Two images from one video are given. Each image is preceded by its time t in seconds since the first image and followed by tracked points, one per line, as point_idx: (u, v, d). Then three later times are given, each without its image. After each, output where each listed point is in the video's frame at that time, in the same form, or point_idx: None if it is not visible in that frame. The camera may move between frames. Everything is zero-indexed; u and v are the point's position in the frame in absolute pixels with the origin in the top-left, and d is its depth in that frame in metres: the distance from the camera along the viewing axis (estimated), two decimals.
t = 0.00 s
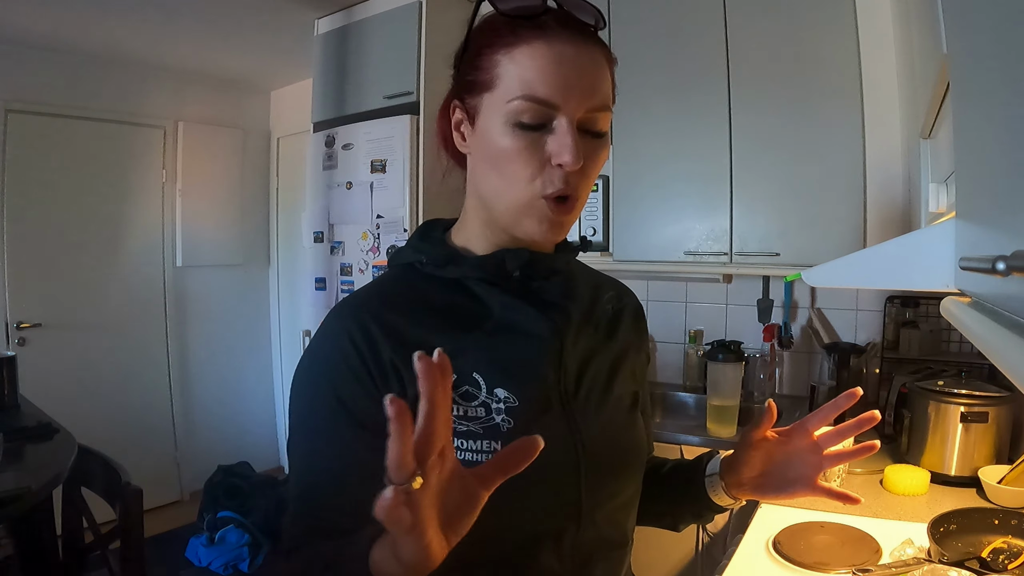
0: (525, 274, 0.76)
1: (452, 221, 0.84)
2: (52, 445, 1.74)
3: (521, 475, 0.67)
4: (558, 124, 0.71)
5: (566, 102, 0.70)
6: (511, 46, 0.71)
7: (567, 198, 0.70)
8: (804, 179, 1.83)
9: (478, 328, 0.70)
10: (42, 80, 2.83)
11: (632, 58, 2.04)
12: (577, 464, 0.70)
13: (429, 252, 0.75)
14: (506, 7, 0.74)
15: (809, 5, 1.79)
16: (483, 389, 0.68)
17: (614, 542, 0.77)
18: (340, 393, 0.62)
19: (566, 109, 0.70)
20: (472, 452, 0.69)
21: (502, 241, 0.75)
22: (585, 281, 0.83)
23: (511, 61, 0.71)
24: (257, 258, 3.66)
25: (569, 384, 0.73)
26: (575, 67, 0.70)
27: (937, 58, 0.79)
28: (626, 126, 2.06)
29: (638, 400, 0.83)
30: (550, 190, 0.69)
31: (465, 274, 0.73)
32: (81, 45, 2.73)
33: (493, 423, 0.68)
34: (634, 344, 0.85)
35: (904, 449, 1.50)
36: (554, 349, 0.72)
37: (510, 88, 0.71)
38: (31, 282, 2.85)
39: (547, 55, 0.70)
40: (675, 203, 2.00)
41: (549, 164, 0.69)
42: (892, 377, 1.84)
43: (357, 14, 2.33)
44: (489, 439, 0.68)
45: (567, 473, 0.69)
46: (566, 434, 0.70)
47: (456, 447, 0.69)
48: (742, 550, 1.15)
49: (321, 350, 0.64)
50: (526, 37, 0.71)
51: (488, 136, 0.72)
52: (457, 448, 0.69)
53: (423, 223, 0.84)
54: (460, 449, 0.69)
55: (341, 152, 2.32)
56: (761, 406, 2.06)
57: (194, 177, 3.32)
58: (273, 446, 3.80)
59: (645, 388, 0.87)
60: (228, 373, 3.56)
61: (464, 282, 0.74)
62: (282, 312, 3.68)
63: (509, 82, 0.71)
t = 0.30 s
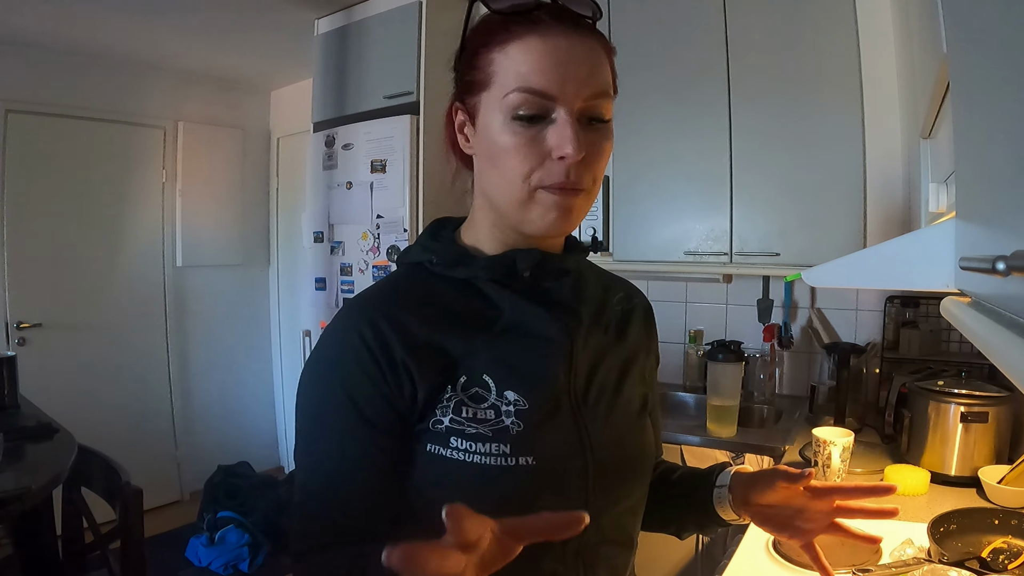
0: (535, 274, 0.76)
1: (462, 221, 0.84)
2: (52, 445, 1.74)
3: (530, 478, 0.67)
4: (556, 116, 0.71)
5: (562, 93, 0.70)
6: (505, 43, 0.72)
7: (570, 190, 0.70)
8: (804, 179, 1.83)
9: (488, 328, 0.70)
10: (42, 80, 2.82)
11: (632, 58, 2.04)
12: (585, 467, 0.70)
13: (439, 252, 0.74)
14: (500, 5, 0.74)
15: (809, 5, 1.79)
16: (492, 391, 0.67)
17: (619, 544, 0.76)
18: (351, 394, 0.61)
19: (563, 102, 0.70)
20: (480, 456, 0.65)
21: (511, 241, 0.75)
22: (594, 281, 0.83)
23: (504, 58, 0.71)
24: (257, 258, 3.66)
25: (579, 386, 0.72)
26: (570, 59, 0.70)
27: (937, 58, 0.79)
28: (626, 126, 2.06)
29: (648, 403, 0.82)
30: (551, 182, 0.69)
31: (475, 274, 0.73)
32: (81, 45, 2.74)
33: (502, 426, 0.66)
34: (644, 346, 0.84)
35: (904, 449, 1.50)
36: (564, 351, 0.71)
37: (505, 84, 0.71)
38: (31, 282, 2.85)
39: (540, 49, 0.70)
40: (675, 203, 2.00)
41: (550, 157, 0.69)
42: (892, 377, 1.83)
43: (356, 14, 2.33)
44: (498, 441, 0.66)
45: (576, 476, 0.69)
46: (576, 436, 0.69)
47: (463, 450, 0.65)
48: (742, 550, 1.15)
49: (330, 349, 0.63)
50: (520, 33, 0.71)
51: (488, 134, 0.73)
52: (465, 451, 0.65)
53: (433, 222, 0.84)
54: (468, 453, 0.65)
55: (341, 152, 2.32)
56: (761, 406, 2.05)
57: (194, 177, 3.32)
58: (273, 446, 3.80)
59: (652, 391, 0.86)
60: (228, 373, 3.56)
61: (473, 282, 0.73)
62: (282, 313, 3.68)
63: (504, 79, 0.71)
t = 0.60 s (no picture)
0: (545, 274, 0.76)
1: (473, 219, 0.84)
2: (52, 445, 1.74)
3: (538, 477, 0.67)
4: (528, 103, 0.71)
5: (530, 79, 0.71)
6: (472, 46, 0.74)
7: (554, 173, 0.70)
8: (804, 179, 1.83)
9: (499, 327, 0.70)
10: (42, 80, 2.82)
11: (632, 58, 2.04)
12: (595, 469, 0.70)
13: (450, 250, 0.74)
14: (463, 13, 0.77)
15: (809, 5, 1.79)
16: (502, 390, 0.67)
17: (624, 548, 0.76)
18: (359, 393, 0.61)
19: (532, 89, 0.71)
20: (489, 455, 0.65)
21: (518, 237, 0.76)
22: (606, 282, 0.83)
23: (473, 59, 0.73)
24: (257, 258, 3.66)
25: (590, 385, 0.72)
26: (530, 46, 0.71)
27: (937, 58, 0.79)
28: (626, 126, 2.06)
29: (659, 405, 0.82)
30: (532, 168, 0.70)
31: (486, 273, 0.73)
32: (81, 45, 2.73)
33: (511, 425, 0.67)
34: (656, 348, 0.84)
35: (904, 449, 1.50)
36: (573, 351, 0.71)
37: (476, 84, 0.73)
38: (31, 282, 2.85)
39: (500, 43, 0.71)
40: (675, 203, 2.00)
41: (527, 144, 0.70)
42: (892, 377, 1.82)
43: (356, 14, 2.33)
44: (507, 441, 0.66)
45: (585, 477, 0.69)
46: (585, 437, 0.70)
47: (472, 449, 0.65)
48: (742, 550, 1.15)
49: (340, 345, 0.63)
50: (482, 33, 0.73)
51: (472, 136, 0.75)
52: (474, 450, 0.65)
53: (449, 219, 0.84)
54: (477, 452, 0.65)
55: (341, 152, 2.32)
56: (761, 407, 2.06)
57: (194, 177, 3.32)
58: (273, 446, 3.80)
59: (664, 393, 0.86)
60: (228, 373, 3.55)
61: (484, 281, 0.74)
62: (282, 313, 3.68)
63: (475, 79, 0.73)
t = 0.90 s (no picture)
0: (543, 272, 0.76)
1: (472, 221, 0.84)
2: (53, 445, 1.74)
3: (536, 474, 0.66)
4: (518, 106, 0.72)
5: (519, 82, 0.71)
6: (462, 49, 0.74)
7: (544, 175, 0.70)
8: (804, 179, 1.83)
9: (496, 325, 0.69)
10: (42, 80, 2.82)
11: (632, 59, 2.04)
12: (593, 466, 0.69)
13: (447, 250, 0.75)
14: (456, 17, 0.77)
15: (809, 5, 1.79)
16: (498, 387, 0.67)
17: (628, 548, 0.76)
18: (358, 389, 0.62)
19: (522, 91, 0.71)
20: (486, 452, 0.65)
21: (514, 238, 0.76)
22: (605, 280, 0.83)
23: (464, 63, 0.74)
24: (257, 258, 3.66)
25: (588, 381, 0.71)
26: (520, 47, 0.71)
27: (937, 58, 0.79)
28: (626, 126, 2.06)
29: (659, 404, 0.82)
30: (522, 170, 0.70)
31: (482, 271, 0.73)
32: (81, 45, 2.73)
33: (508, 422, 0.66)
34: (657, 346, 0.84)
35: (904, 448, 1.50)
36: (571, 348, 0.71)
37: (467, 88, 0.74)
38: (31, 282, 2.85)
39: (490, 46, 0.72)
40: (675, 203, 2.00)
41: (517, 147, 0.70)
42: (892, 377, 1.83)
43: (357, 14, 2.33)
44: (504, 438, 0.66)
45: (584, 475, 0.69)
46: (583, 433, 0.69)
47: (469, 446, 0.65)
48: (742, 550, 1.15)
49: (337, 346, 0.64)
50: (473, 36, 0.73)
51: (465, 138, 0.76)
52: (471, 447, 0.65)
53: (447, 222, 0.84)
54: (474, 449, 0.65)
55: (341, 152, 2.32)
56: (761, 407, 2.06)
57: (194, 177, 3.32)
58: (274, 446, 3.80)
59: (665, 391, 0.86)
60: (227, 373, 3.55)
61: (481, 279, 0.73)
62: (282, 313, 3.68)
63: (466, 83, 0.74)
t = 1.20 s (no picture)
0: (538, 270, 0.76)
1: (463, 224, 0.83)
2: (53, 445, 1.74)
3: (541, 470, 0.66)
4: (514, 101, 0.72)
5: (514, 78, 0.71)
6: (456, 48, 0.74)
7: (542, 169, 0.70)
8: (805, 179, 1.83)
9: (494, 324, 0.70)
10: (42, 80, 2.82)
11: (632, 59, 2.04)
12: (598, 461, 0.70)
13: (442, 252, 0.75)
14: (448, 18, 0.77)
15: (809, 5, 1.79)
16: (499, 385, 0.67)
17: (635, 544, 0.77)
18: (358, 393, 0.61)
19: (518, 87, 0.71)
20: (490, 451, 0.65)
21: (510, 235, 0.75)
22: (599, 277, 0.83)
23: (458, 61, 0.74)
24: (257, 258, 3.66)
25: (587, 377, 0.72)
26: (515, 44, 0.72)
27: (937, 58, 0.79)
28: (626, 126, 2.06)
29: (659, 397, 0.82)
30: (521, 164, 0.70)
31: (478, 272, 0.73)
32: (82, 45, 2.73)
33: (511, 419, 0.66)
34: (652, 340, 0.84)
35: (904, 448, 1.50)
36: (570, 344, 0.71)
37: (462, 85, 0.73)
38: (31, 282, 2.85)
39: (486, 43, 0.72)
40: (675, 203, 2.00)
41: (515, 141, 0.70)
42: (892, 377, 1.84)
43: (357, 14, 2.33)
44: (508, 435, 0.66)
45: (589, 470, 0.69)
46: (586, 428, 0.69)
47: (473, 445, 0.65)
48: (741, 550, 1.15)
49: (334, 351, 0.64)
50: (466, 35, 0.73)
51: (460, 137, 0.75)
52: (475, 446, 0.65)
53: (437, 226, 0.83)
54: (478, 448, 0.65)
55: (341, 152, 2.32)
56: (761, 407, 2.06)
57: (194, 177, 3.32)
58: (274, 446, 3.80)
59: (663, 387, 0.87)
60: (227, 373, 3.55)
61: (477, 280, 0.74)
62: (282, 313, 3.68)
63: (460, 80, 0.74)
